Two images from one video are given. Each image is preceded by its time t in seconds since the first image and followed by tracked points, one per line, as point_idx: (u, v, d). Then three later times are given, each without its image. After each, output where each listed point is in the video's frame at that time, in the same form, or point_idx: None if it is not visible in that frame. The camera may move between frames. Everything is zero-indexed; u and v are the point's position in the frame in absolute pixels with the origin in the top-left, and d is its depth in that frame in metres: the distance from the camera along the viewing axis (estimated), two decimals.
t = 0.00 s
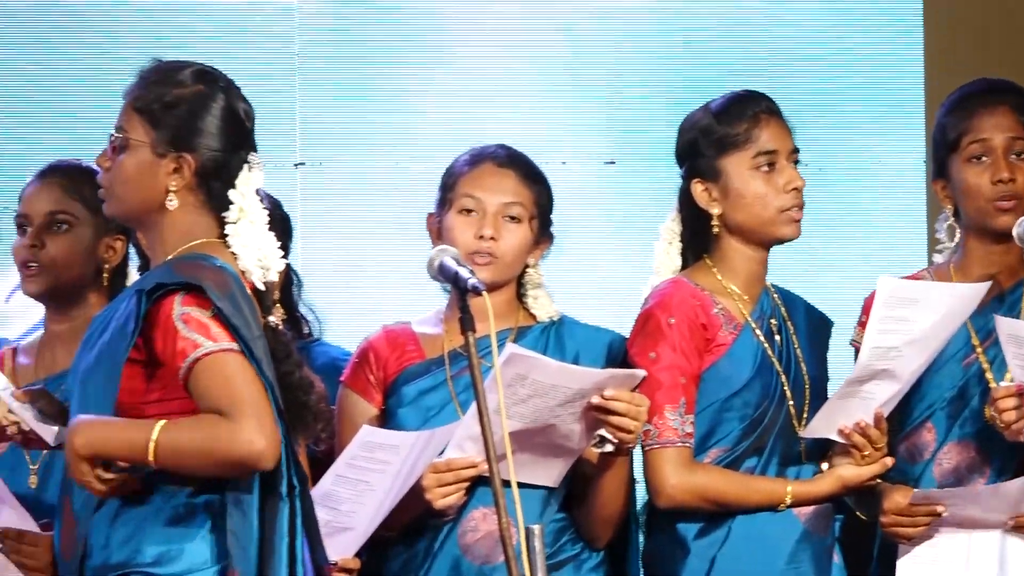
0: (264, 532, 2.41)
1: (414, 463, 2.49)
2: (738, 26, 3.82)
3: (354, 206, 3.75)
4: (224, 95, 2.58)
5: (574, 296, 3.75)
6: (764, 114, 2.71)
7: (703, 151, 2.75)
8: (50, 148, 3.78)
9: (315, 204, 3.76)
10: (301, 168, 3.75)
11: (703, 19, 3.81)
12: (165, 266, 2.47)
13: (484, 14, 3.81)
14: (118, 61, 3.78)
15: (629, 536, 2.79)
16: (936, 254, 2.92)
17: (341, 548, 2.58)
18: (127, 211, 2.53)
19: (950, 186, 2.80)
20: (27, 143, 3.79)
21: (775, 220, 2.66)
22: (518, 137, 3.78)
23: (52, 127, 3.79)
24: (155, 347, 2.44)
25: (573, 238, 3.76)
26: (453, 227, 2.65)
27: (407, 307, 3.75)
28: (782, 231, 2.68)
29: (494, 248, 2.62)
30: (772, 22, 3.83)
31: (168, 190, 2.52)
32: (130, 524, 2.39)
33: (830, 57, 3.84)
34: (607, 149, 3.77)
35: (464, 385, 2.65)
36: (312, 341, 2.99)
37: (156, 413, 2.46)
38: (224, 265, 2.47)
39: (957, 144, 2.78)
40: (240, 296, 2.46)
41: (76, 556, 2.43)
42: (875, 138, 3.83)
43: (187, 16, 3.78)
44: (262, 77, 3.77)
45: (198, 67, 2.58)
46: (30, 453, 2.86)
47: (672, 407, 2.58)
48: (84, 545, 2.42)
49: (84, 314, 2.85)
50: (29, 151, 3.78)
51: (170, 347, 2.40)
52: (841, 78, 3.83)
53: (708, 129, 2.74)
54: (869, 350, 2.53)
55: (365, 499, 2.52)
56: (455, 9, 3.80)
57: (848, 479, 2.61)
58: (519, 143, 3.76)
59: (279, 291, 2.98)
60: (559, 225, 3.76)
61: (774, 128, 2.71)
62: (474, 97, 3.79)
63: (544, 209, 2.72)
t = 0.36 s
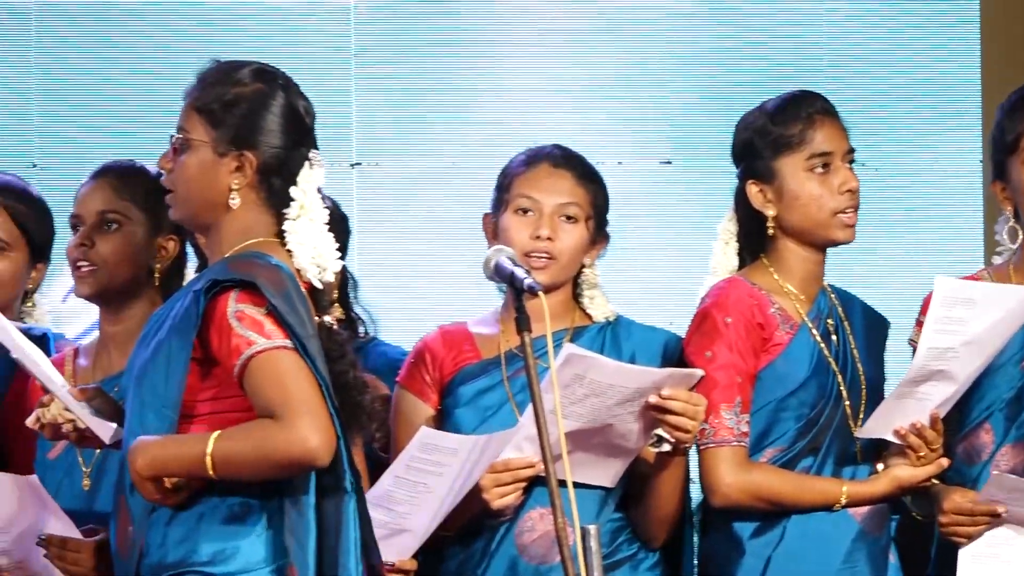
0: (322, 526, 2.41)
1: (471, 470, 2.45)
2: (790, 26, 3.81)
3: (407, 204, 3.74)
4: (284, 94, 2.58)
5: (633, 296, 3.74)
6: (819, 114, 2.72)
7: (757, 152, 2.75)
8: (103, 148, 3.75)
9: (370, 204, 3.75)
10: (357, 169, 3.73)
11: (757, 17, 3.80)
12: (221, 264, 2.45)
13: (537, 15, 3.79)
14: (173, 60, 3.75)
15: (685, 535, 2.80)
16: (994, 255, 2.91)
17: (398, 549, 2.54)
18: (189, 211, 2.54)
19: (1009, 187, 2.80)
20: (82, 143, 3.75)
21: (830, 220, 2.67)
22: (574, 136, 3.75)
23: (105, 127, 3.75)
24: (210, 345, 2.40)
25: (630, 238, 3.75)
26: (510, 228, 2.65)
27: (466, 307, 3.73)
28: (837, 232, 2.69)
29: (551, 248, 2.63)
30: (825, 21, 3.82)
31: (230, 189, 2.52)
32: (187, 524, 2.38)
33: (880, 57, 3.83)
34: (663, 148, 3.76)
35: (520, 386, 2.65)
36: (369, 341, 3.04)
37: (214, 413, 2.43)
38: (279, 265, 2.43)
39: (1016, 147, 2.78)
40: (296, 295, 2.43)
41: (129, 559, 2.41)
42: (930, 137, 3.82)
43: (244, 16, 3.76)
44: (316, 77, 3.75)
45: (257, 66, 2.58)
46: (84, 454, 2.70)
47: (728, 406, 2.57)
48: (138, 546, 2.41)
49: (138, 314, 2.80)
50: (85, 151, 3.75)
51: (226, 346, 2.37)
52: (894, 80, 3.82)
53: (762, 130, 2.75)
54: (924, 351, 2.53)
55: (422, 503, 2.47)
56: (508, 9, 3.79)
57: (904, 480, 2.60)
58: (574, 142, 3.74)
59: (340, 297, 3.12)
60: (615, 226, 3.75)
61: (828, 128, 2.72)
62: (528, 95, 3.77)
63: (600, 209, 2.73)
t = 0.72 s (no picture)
0: (379, 529, 2.39)
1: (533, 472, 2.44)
2: (858, 28, 3.70)
3: (466, 210, 3.69)
4: (342, 99, 2.53)
5: (693, 303, 3.66)
6: (879, 119, 2.73)
7: (818, 157, 2.77)
8: (161, 153, 3.72)
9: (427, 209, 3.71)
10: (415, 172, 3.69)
11: (827, 18, 3.70)
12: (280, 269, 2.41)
13: (599, 15, 3.71)
14: (232, 64, 3.70)
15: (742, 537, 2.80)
16: None
17: (459, 552, 2.54)
18: (242, 213, 2.49)
19: None
20: (140, 148, 3.71)
21: (889, 225, 2.67)
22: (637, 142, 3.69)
23: (162, 131, 3.71)
24: (269, 351, 2.37)
25: (688, 242, 3.67)
26: (567, 231, 2.66)
27: (521, 313, 3.68)
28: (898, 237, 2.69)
29: (608, 252, 2.63)
30: (893, 22, 3.71)
31: (283, 191, 2.47)
32: (247, 525, 2.34)
33: (950, 58, 3.70)
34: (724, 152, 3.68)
35: (578, 389, 2.65)
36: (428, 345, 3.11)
37: (273, 417, 2.39)
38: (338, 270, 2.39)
39: None
40: (355, 301, 2.37)
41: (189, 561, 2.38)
42: (1001, 140, 3.70)
43: (303, 21, 3.71)
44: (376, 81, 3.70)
45: (317, 70, 2.54)
46: (146, 458, 2.75)
47: (788, 408, 2.57)
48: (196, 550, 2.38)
49: (198, 316, 2.87)
50: (143, 155, 3.71)
51: (284, 352, 2.32)
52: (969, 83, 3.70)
53: (823, 135, 2.77)
54: (986, 351, 2.51)
55: (483, 504, 2.48)
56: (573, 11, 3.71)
57: (967, 483, 2.60)
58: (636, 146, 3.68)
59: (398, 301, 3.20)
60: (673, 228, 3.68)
61: (889, 133, 2.72)
62: (591, 99, 3.71)
63: (658, 213, 2.73)
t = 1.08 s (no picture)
0: (435, 533, 2.34)
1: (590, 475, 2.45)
2: (899, 35, 3.89)
3: (523, 212, 3.88)
4: (398, 106, 2.54)
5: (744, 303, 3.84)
6: (941, 123, 2.75)
7: (879, 160, 2.79)
8: (224, 155, 3.92)
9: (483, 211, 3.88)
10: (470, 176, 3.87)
11: (869, 25, 3.88)
12: (337, 273, 2.41)
13: (649, 22, 3.89)
14: (291, 68, 3.90)
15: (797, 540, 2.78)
16: None
17: (516, 555, 2.58)
18: (295, 217, 2.50)
19: None
20: (205, 150, 3.92)
21: (950, 229, 2.70)
22: (686, 145, 3.87)
23: (224, 135, 3.92)
24: (328, 354, 2.37)
25: (739, 247, 3.86)
26: (620, 235, 2.65)
27: (580, 315, 3.84)
28: (958, 241, 2.72)
29: (661, 256, 2.62)
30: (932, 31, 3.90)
31: (335, 195, 2.48)
32: (304, 523, 2.35)
33: (989, 65, 3.90)
34: (778, 156, 3.86)
35: (631, 394, 2.64)
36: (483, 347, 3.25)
37: (331, 421, 2.40)
38: (396, 274, 2.39)
39: None
40: (412, 306, 2.38)
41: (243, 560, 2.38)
42: None
43: (360, 24, 3.90)
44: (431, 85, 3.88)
45: (374, 77, 2.55)
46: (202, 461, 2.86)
47: (851, 413, 2.59)
48: (249, 551, 2.38)
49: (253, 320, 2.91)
50: (205, 158, 3.90)
51: (343, 356, 2.32)
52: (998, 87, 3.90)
53: (885, 137, 2.79)
54: None
55: (540, 509, 2.50)
56: (619, 16, 3.90)
57: None
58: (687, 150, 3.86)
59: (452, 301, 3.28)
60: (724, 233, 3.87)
61: (950, 137, 2.75)
62: (642, 104, 3.89)
63: (711, 217, 2.72)
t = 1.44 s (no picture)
0: (497, 535, 2.34)
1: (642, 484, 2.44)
2: (937, 40, 4.09)
3: (577, 212, 4.10)
4: (457, 110, 2.56)
5: (786, 302, 4.10)
6: (996, 125, 2.74)
7: (933, 161, 2.78)
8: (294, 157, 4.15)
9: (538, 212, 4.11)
10: (524, 178, 4.09)
11: (908, 30, 4.09)
12: (397, 276, 2.42)
13: (699, 24, 4.09)
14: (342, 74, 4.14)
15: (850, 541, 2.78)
16: None
17: (571, 558, 2.57)
18: (353, 219, 2.53)
19: None
20: (260, 152, 4.16)
21: (1002, 232, 2.68)
22: (734, 146, 4.09)
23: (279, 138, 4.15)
24: (389, 357, 2.38)
25: (780, 246, 4.10)
26: (673, 237, 2.65)
27: (628, 311, 4.09)
28: (1010, 244, 2.70)
29: (714, 257, 2.62)
30: (970, 36, 4.10)
31: (393, 198, 2.50)
32: (360, 524, 2.35)
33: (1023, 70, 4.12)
34: (830, 160, 4.08)
35: (684, 397, 2.64)
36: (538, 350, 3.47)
37: (391, 422, 2.41)
38: (455, 276, 2.40)
39: None
40: (473, 308, 2.38)
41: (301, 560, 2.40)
42: None
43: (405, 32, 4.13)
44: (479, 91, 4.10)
45: (434, 80, 2.58)
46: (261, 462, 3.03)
47: (904, 414, 2.59)
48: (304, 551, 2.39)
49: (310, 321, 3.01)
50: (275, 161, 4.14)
51: (404, 358, 2.33)
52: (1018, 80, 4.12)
53: (939, 139, 2.79)
54: None
55: (594, 512, 2.50)
56: (649, 23, 4.11)
57: None
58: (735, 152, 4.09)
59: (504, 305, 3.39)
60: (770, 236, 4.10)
61: (1005, 139, 2.74)
62: (690, 106, 4.10)
63: (764, 218, 2.72)
